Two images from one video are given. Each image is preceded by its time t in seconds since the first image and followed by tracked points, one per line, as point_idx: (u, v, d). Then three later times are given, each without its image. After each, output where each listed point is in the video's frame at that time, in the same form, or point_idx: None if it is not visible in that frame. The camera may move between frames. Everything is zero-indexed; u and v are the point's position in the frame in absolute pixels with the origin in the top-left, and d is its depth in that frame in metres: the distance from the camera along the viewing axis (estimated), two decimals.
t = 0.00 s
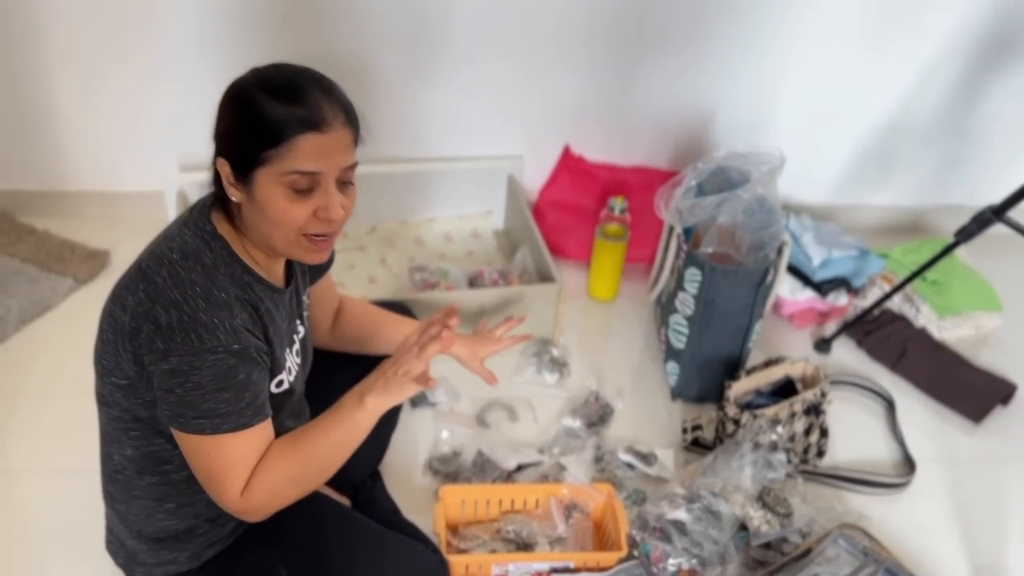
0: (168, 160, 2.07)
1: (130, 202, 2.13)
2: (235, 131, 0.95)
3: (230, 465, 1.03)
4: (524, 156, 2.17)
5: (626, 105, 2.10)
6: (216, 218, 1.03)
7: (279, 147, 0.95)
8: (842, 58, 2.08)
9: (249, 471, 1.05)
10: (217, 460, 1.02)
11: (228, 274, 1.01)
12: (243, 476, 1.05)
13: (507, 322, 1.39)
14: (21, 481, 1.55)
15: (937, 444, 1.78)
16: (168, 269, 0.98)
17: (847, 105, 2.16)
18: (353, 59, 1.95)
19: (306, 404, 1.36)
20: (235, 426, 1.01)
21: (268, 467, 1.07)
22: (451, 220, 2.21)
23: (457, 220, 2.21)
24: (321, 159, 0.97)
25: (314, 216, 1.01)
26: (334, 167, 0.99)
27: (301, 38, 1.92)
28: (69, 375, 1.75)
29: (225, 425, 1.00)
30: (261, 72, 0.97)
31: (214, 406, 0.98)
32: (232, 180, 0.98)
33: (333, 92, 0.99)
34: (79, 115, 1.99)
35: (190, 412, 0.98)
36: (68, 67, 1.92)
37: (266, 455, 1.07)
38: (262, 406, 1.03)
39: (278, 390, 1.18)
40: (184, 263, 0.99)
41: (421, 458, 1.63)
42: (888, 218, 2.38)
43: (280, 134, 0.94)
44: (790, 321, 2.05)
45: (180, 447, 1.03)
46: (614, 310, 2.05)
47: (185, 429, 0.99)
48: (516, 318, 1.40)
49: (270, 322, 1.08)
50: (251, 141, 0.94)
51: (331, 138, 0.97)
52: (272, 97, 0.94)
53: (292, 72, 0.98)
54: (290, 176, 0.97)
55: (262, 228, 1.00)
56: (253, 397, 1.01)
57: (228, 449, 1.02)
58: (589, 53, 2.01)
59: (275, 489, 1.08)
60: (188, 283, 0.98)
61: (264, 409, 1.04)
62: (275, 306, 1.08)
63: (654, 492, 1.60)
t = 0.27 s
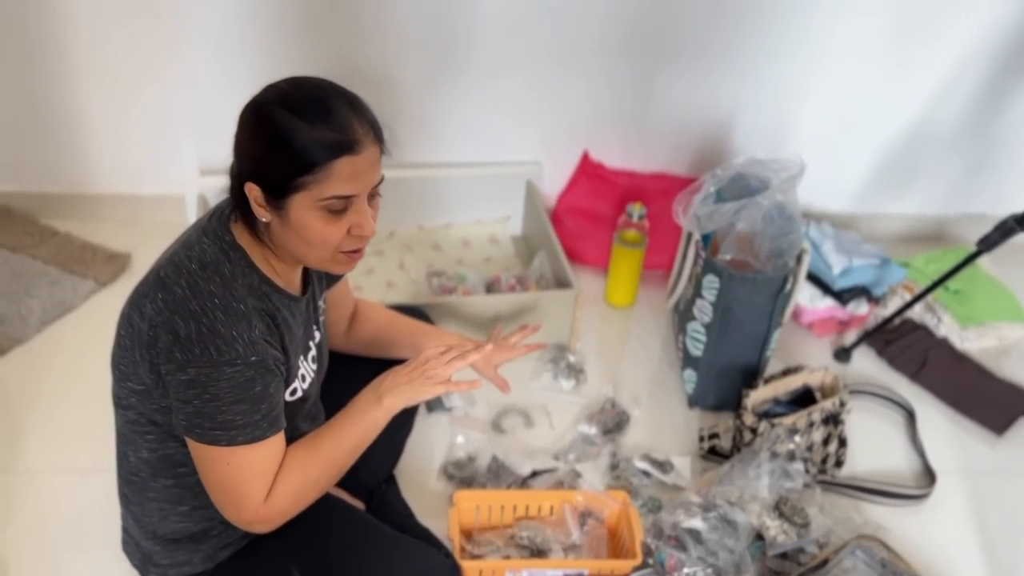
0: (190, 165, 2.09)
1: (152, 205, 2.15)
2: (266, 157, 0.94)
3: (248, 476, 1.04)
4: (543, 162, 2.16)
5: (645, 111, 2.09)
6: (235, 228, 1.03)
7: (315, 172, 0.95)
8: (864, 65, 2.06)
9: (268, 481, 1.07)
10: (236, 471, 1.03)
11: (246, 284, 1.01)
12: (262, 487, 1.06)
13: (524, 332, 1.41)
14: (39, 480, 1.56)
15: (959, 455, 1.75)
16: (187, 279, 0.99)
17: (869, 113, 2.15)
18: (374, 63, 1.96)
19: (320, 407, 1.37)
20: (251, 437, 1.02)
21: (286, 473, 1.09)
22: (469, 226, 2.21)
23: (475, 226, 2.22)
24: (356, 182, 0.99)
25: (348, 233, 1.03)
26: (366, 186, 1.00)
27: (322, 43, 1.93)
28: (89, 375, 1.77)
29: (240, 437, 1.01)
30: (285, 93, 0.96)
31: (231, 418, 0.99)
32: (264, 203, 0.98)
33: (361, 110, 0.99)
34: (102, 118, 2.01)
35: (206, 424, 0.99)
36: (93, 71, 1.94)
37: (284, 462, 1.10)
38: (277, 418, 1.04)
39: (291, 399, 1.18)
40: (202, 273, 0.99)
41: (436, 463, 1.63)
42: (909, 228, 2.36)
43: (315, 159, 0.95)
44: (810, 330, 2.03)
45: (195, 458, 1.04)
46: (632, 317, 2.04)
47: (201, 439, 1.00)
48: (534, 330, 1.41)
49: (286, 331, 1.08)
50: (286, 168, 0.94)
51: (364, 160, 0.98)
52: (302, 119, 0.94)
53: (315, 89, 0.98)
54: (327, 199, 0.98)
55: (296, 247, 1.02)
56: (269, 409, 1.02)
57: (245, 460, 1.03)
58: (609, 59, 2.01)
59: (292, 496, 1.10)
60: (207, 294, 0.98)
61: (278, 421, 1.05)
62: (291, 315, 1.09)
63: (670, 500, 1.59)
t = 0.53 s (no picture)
0: (211, 171, 2.10)
1: (174, 211, 2.16)
2: (294, 177, 0.94)
3: (250, 493, 1.04)
4: (563, 170, 2.16)
5: (666, 120, 2.08)
6: (260, 241, 1.04)
7: (342, 192, 0.95)
8: (888, 73, 2.04)
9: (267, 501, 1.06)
10: (238, 484, 1.03)
11: (268, 299, 1.03)
12: (262, 506, 1.06)
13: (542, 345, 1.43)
14: (58, 483, 1.57)
15: (982, 470, 1.72)
16: (208, 292, 1.00)
17: (893, 122, 2.12)
18: (395, 70, 1.97)
19: (338, 414, 1.38)
20: (258, 456, 1.02)
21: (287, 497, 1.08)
22: (488, 233, 2.21)
23: (494, 234, 2.21)
24: (383, 200, 0.99)
25: (374, 251, 1.03)
26: (393, 204, 1.00)
27: (344, 49, 1.93)
28: (108, 379, 1.78)
29: (248, 456, 1.01)
30: (312, 112, 0.96)
31: (240, 435, 1.00)
32: (291, 221, 0.98)
33: (388, 128, 0.99)
34: (126, 124, 2.03)
35: (215, 438, 0.99)
36: (117, 78, 1.96)
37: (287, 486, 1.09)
38: (287, 439, 1.04)
39: (309, 413, 1.21)
40: (224, 287, 1.00)
41: (452, 471, 1.63)
42: (933, 239, 2.33)
43: (342, 179, 0.95)
44: (831, 341, 2.01)
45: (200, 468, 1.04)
46: (651, 327, 2.03)
47: (208, 453, 1.00)
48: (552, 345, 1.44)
49: (305, 346, 1.09)
50: (313, 188, 0.94)
51: (391, 179, 0.98)
52: (329, 139, 0.94)
53: (344, 108, 0.98)
54: (354, 218, 0.98)
55: (324, 265, 1.02)
56: (280, 430, 1.03)
57: (251, 479, 1.03)
58: (629, 67, 2.00)
59: (288, 522, 1.09)
60: (227, 308, 0.99)
61: (289, 442, 1.05)
62: (311, 330, 1.10)
63: (687, 511, 1.57)
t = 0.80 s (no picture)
0: (230, 174, 2.11)
1: (194, 214, 2.17)
2: (296, 163, 0.95)
3: (251, 490, 1.02)
4: (582, 171, 2.15)
5: (686, 121, 2.07)
6: (280, 243, 1.04)
7: (343, 174, 0.95)
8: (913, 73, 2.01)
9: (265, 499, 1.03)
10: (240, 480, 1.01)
11: (286, 301, 1.03)
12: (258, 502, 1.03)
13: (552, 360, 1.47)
14: (77, 484, 1.57)
15: (1009, 476, 1.69)
16: (227, 292, 1.00)
17: (917, 123, 2.09)
18: (414, 72, 1.96)
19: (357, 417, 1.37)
20: (268, 458, 1.01)
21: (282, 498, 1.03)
22: (507, 236, 2.20)
23: (513, 236, 2.20)
24: (386, 181, 0.98)
25: (386, 240, 1.02)
26: (398, 189, 0.99)
27: (363, 52, 1.93)
28: (128, 381, 1.78)
29: (257, 458, 1.00)
30: (314, 102, 0.97)
31: (251, 437, 0.99)
32: (300, 213, 0.98)
33: (390, 115, 0.99)
34: (146, 128, 2.04)
35: (226, 438, 0.98)
36: (138, 81, 1.97)
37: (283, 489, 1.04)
38: (299, 442, 1.03)
39: (327, 416, 1.20)
40: (244, 288, 1.00)
41: (470, 475, 1.62)
42: (958, 241, 2.29)
43: (343, 162, 0.95)
44: (854, 345, 1.98)
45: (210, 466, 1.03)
46: (671, 329, 2.01)
47: (218, 453, 0.99)
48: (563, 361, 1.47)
49: (324, 350, 1.09)
50: (314, 172, 0.95)
51: (392, 160, 0.98)
52: (330, 123, 0.95)
53: (349, 97, 0.98)
54: (357, 200, 0.97)
55: (339, 257, 1.02)
56: (291, 433, 1.02)
57: (255, 478, 1.01)
58: (649, 67, 1.98)
59: (282, 523, 1.04)
60: (245, 309, 0.99)
61: (300, 446, 1.04)
62: (331, 334, 1.10)
63: (707, 517, 1.55)
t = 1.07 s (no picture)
0: (242, 173, 2.10)
1: (206, 214, 2.16)
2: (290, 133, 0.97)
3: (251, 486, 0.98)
4: (596, 168, 2.12)
5: (702, 116, 2.04)
6: (288, 237, 1.03)
7: (323, 140, 0.95)
8: (933, 65, 1.98)
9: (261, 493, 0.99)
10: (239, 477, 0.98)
11: (292, 295, 1.00)
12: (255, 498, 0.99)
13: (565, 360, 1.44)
14: (91, 487, 1.57)
15: None
16: (233, 285, 0.97)
17: (938, 116, 2.06)
18: (426, 70, 1.94)
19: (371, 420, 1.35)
20: (270, 451, 0.98)
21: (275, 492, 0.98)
22: (521, 233, 2.18)
23: (527, 233, 2.18)
24: (367, 151, 0.96)
25: (363, 215, 0.97)
26: (381, 161, 0.96)
27: (375, 50, 1.91)
28: (142, 383, 1.77)
29: (259, 450, 0.97)
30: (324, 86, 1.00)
31: (252, 429, 0.96)
32: (293, 187, 0.98)
33: (391, 97, 0.99)
34: (158, 127, 2.03)
35: (226, 431, 0.95)
36: (149, 80, 1.96)
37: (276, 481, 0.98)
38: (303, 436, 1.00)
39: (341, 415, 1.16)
40: (249, 281, 0.98)
41: (486, 476, 1.60)
42: (979, 235, 2.24)
43: (325, 126, 0.94)
44: (874, 342, 1.95)
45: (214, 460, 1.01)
46: (688, 327, 1.98)
47: (219, 447, 0.96)
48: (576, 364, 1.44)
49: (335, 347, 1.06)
50: (301, 139, 0.95)
51: (377, 131, 0.96)
52: (322, 95, 0.96)
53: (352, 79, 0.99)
54: (336, 168, 0.95)
55: (320, 235, 0.98)
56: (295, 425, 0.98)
57: (255, 471, 0.97)
58: (664, 62, 1.96)
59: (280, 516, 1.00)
60: (248, 301, 0.97)
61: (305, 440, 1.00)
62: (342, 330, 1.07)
63: (726, 519, 1.53)
